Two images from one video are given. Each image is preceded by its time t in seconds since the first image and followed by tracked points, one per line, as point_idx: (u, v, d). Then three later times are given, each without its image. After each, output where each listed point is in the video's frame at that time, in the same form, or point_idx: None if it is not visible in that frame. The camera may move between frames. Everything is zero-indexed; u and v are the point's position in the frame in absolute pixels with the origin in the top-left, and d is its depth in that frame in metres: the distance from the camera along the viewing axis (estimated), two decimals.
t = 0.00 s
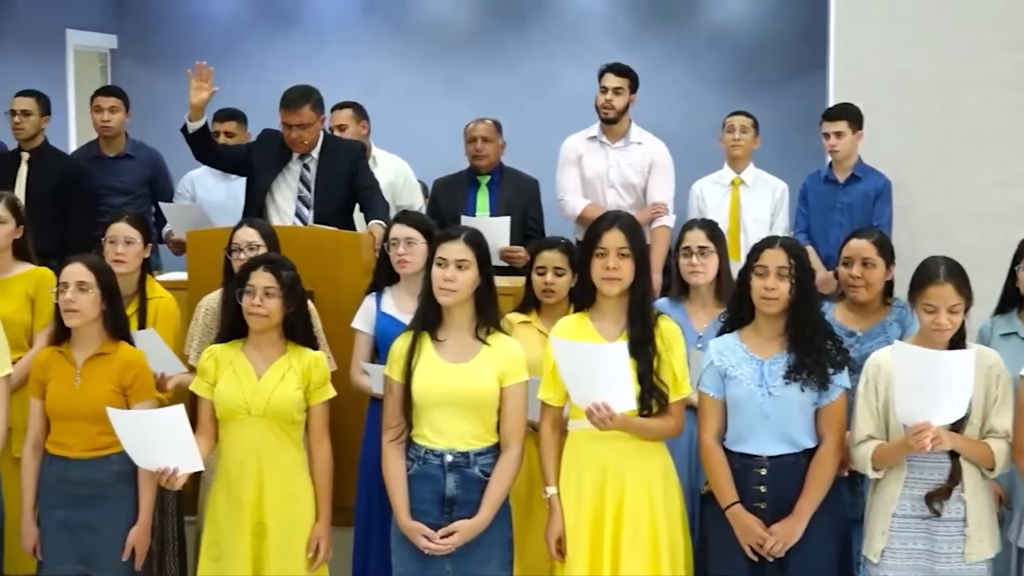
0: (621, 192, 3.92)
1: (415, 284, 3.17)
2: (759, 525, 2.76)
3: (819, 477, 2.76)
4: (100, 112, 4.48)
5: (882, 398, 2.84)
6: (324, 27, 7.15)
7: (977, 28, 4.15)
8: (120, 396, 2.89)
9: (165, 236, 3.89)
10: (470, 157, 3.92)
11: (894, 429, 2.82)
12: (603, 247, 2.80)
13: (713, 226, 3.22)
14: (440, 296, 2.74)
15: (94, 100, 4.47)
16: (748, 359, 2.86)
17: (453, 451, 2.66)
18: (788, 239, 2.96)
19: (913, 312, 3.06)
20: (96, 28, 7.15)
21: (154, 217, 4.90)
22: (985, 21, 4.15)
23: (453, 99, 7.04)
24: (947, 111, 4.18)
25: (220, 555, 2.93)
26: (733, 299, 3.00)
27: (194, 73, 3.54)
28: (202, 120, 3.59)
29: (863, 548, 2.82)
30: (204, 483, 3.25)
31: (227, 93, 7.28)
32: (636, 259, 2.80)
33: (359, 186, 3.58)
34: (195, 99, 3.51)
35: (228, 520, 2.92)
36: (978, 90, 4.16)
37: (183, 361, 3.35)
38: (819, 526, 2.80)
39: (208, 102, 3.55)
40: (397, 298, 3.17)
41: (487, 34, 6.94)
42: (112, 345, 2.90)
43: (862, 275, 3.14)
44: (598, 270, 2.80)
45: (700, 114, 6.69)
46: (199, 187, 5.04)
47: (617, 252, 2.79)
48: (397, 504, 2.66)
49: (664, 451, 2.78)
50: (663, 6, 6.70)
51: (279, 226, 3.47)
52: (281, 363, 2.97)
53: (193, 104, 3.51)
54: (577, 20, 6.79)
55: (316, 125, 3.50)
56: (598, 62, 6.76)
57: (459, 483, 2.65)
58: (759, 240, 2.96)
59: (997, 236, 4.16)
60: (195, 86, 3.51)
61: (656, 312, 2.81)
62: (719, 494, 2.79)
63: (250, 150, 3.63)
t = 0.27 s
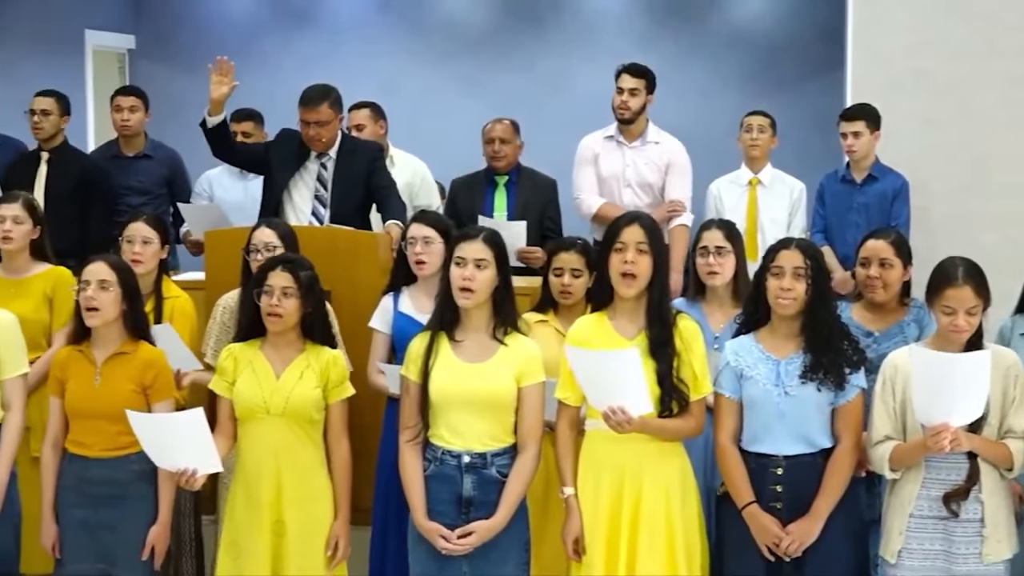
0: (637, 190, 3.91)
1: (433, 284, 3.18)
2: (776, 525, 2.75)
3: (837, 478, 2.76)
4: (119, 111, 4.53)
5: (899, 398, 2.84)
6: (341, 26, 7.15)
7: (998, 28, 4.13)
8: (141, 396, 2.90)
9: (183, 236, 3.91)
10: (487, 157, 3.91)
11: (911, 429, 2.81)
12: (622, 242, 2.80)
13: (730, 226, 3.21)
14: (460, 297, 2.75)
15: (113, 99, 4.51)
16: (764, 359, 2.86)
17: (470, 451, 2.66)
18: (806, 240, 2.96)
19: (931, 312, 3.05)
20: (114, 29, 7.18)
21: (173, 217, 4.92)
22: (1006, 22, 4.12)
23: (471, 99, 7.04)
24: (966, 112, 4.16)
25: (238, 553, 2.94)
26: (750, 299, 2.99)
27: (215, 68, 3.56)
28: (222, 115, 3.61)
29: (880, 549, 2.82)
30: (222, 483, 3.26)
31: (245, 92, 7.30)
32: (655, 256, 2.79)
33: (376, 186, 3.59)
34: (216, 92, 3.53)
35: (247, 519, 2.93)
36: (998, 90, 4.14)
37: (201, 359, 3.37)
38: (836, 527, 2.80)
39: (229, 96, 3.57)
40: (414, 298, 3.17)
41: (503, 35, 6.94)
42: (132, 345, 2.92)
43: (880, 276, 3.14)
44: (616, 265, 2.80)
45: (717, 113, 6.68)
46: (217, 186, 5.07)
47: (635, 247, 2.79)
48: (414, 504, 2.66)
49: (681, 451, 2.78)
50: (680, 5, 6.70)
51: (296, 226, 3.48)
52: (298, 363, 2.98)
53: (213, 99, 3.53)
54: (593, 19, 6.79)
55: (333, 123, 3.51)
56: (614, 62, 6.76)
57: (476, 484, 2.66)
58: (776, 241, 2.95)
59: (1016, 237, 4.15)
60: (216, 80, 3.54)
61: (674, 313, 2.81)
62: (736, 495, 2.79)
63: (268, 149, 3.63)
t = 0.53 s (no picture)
0: (654, 189, 3.91)
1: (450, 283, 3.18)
2: (794, 525, 2.75)
3: (854, 477, 2.75)
4: (138, 112, 4.53)
5: (917, 398, 2.83)
6: (358, 25, 7.17)
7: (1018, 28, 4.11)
8: (162, 393, 2.91)
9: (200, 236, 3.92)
10: (506, 157, 3.94)
11: (929, 429, 2.81)
12: (642, 242, 2.80)
13: (748, 224, 3.21)
14: (489, 298, 2.74)
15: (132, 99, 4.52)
16: (781, 356, 2.85)
17: (488, 451, 2.66)
18: (823, 240, 2.95)
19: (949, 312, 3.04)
20: (131, 30, 7.20)
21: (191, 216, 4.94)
22: None
23: (487, 99, 7.05)
24: (986, 111, 4.14)
25: (256, 552, 2.94)
26: (766, 299, 2.99)
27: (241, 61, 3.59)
28: (244, 110, 3.61)
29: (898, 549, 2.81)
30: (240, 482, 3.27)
31: (261, 92, 7.31)
32: (674, 257, 2.79)
33: (393, 186, 3.59)
34: (242, 86, 3.55)
35: (264, 517, 2.94)
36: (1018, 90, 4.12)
37: (216, 360, 3.38)
38: (854, 527, 2.79)
39: (254, 90, 3.59)
40: (432, 296, 3.18)
41: (521, 36, 6.94)
42: (154, 343, 2.93)
43: (897, 276, 3.13)
44: (635, 265, 2.80)
45: (735, 112, 6.68)
46: (234, 186, 5.07)
47: (655, 248, 2.79)
48: (433, 503, 2.66)
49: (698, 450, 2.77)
50: (697, 4, 6.69)
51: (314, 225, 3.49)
52: (316, 361, 2.98)
53: (239, 92, 3.55)
54: (610, 18, 6.79)
55: (351, 122, 3.51)
56: (631, 62, 6.76)
57: (493, 484, 2.66)
58: (794, 241, 2.95)
59: None
60: (241, 74, 3.56)
61: (693, 313, 2.81)
62: (752, 494, 2.78)
63: (286, 148, 3.64)
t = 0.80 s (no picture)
0: (671, 189, 3.91)
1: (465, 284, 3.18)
2: (809, 526, 2.75)
3: (870, 478, 2.75)
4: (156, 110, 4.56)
5: (934, 399, 2.82)
6: (374, 25, 7.18)
7: None
8: (183, 393, 2.92)
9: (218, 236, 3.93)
10: (522, 158, 3.92)
11: (947, 430, 2.80)
12: (662, 246, 2.80)
13: (765, 224, 3.21)
14: (516, 297, 2.74)
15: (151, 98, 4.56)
16: (797, 356, 2.85)
17: (505, 451, 2.66)
18: (840, 240, 2.95)
19: (965, 312, 3.03)
20: (149, 30, 7.23)
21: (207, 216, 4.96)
22: None
23: (501, 97, 7.05)
24: (1005, 111, 4.13)
25: (272, 552, 2.95)
26: (782, 300, 2.99)
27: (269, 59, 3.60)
28: (267, 109, 3.63)
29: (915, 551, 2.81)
30: (255, 481, 3.27)
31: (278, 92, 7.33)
32: (693, 260, 2.80)
33: (409, 186, 3.60)
34: (269, 86, 3.57)
35: (280, 517, 2.94)
36: None
37: (231, 360, 3.40)
38: (871, 527, 2.79)
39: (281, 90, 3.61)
40: (448, 297, 3.18)
41: (537, 35, 6.93)
42: (175, 342, 2.94)
43: (912, 275, 3.12)
44: (654, 268, 2.80)
45: (750, 112, 6.67)
46: (250, 186, 5.10)
47: (674, 252, 2.80)
48: (451, 502, 2.67)
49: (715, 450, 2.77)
50: (713, 4, 6.69)
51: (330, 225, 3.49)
52: (333, 361, 2.99)
53: (265, 91, 3.56)
54: (627, 18, 6.80)
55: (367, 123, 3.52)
56: (648, 62, 6.76)
57: (511, 483, 2.66)
58: (810, 242, 2.94)
59: None
60: (269, 74, 3.58)
61: (710, 314, 2.81)
62: (768, 495, 2.78)
63: (302, 148, 3.64)
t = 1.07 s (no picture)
0: (687, 189, 3.91)
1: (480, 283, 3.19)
2: (825, 528, 2.74)
3: (885, 481, 2.74)
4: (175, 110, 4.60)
5: (950, 400, 2.81)
6: (390, 26, 7.20)
7: None
8: (203, 393, 2.93)
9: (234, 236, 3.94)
10: (539, 157, 3.94)
11: (963, 432, 2.79)
12: (679, 247, 2.80)
13: (782, 225, 3.21)
14: (535, 296, 2.74)
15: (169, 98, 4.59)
16: (812, 358, 2.84)
17: (522, 450, 2.67)
18: (856, 241, 2.95)
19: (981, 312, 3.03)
20: (165, 30, 7.25)
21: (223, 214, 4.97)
22: None
23: (515, 98, 7.05)
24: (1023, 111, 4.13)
25: (286, 552, 2.95)
26: (797, 300, 2.98)
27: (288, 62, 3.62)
28: (284, 112, 3.64)
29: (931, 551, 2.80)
30: (270, 481, 3.28)
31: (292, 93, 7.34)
32: (710, 261, 2.79)
33: (424, 186, 3.60)
34: (287, 88, 3.58)
35: (294, 518, 2.95)
36: None
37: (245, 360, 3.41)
38: (887, 529, 2.78)
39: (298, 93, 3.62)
40: (463, 297, 3.18)
41: (552, 35, 6.93)
42: (196, 343, 2.95)
43: (927, 275, 3.11)
44: (671, 270, 2.80)
45: (765, 111, 6.69)
46: (266, 185, 5.11)
47: (691, 253, 2.79)
48: (467, 500, 2.67)
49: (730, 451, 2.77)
50: (729, 4, 6.69)
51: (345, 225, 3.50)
52: (348, 361, 2.99)
53: (284, 94, 3.58)
54: (644, 18, 6.81)
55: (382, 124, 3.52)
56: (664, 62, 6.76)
57: (527, 482, 2.66)
58: (826, 243, 2.94)
59: None
60: (288, 76, 3.60)
61: (726, 313, 2.81)
62: (783, 496, 2.78)
63: (317, 148, 3.65)
